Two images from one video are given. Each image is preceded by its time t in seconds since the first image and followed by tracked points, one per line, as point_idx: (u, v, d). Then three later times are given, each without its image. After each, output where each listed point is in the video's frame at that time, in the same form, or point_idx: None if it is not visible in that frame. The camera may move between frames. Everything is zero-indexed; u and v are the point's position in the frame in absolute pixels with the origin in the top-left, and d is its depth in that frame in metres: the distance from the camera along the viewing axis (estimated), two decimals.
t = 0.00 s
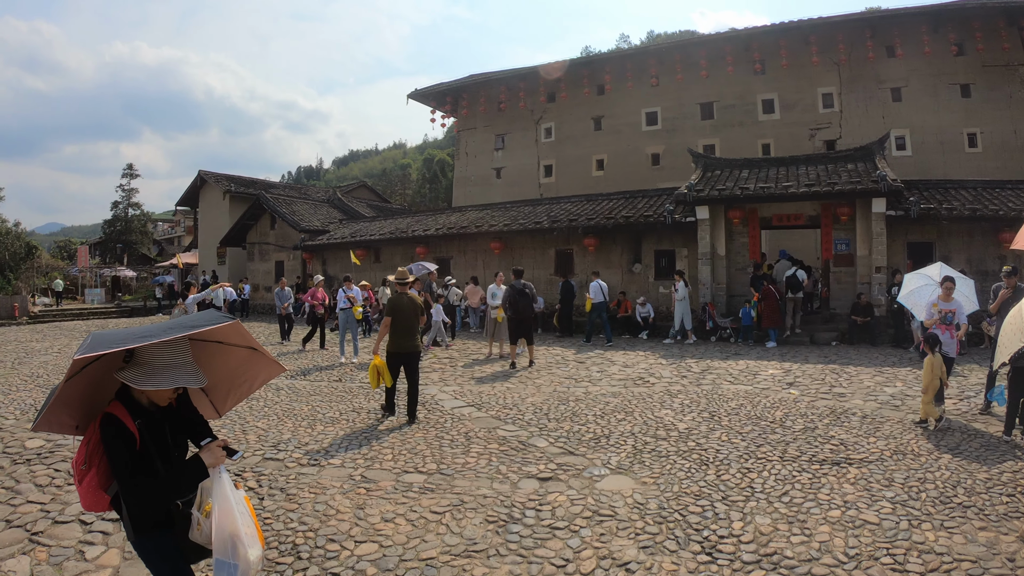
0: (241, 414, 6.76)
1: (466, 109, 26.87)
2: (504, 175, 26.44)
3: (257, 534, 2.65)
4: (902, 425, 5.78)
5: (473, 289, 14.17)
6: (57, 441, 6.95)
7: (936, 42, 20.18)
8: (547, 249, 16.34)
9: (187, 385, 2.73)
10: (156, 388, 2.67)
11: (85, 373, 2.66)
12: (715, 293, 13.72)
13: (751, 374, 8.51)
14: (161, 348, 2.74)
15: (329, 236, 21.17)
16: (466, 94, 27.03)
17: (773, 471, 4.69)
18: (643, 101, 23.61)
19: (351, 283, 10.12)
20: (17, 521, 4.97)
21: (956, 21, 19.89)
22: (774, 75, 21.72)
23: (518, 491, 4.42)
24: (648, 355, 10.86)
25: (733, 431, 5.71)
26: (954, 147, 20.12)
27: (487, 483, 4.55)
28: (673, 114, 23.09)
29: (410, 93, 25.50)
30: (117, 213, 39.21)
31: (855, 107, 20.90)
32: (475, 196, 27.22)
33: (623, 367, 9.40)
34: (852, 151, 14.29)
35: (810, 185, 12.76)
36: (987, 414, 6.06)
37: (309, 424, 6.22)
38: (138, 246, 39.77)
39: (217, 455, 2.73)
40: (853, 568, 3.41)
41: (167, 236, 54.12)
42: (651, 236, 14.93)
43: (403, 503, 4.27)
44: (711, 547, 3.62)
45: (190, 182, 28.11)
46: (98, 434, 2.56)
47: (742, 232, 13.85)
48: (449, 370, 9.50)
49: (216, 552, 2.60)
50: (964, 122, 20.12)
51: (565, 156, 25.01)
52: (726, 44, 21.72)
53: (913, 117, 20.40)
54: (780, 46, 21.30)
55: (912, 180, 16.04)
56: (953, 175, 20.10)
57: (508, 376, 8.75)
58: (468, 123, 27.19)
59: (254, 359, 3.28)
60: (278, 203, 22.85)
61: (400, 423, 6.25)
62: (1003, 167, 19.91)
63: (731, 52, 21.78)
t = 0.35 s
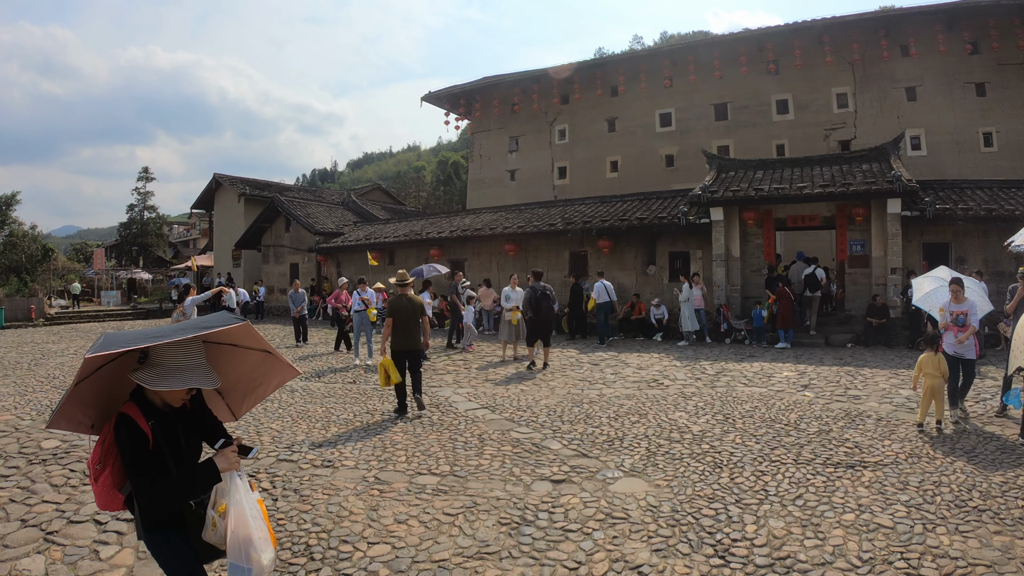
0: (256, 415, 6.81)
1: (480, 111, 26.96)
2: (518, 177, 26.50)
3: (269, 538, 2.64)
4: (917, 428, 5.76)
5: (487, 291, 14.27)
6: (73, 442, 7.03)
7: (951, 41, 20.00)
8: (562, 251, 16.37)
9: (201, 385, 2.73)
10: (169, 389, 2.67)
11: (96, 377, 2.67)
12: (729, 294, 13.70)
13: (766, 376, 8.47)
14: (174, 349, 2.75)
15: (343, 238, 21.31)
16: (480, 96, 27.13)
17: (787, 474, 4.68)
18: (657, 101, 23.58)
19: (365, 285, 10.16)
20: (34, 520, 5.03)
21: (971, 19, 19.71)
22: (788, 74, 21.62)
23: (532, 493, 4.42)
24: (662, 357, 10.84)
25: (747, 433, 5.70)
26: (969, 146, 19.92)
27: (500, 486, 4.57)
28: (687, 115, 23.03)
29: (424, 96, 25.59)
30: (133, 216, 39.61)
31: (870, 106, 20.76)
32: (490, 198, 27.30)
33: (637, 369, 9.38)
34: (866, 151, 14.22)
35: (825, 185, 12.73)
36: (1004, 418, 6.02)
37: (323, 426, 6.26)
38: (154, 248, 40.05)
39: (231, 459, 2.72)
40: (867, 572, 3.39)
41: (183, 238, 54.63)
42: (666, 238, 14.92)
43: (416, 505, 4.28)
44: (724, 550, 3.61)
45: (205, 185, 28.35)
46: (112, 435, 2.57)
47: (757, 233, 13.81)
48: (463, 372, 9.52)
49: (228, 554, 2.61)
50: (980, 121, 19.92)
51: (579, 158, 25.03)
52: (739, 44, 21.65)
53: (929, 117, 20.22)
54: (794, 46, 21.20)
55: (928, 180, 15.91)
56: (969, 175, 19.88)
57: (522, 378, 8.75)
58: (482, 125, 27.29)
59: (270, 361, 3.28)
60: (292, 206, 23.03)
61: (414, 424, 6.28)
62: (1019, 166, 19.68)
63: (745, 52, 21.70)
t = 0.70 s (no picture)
0: (268, 417, 6.85)
1: (491, 114, 27.02)
2: (531, 179, 26.55)
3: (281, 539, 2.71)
4: (932, 431, 5.75)
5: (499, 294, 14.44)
6: (86, 443, 7.09)
7: (962, 39, 19.84)
8: (574, 252, 16.37)
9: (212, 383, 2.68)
10: (180, 387, 2.62)
11: (107, 376, 2.66)
12: (742, 296, 13.69)
13: (779, 378, 8.45)
14: (184, 349, 2.68)
15: (356, 241, 21.42)
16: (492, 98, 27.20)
17: (800, 477, 4.67)
18: (668, 102, 23.56)
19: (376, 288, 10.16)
20: (47, 521, 5.07)
21: (983, 17, 19.55)
22: (800, 75, 21.53)
23: (544, 495, 4.43)
24: (675, 359, 10.83)
25: (759, 436, 5.68)
26: (982, 145, 19.76)
27: (512, 488, 4.58)
28: (699, 116, 23.01)
29: (436, 99, 25.70)
30: (147, 219, 39.93)
31: (882, 106, 20.64)
32: (503, 200, 27.36)
33: (650, 371, 9.37)
34: (879, 151, 14.14)
35: (838, 186, 12.69)
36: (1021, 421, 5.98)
37: (336, 428, 6.28)
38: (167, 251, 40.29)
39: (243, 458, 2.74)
40: None
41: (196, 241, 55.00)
42: (678, 239, 14.89)
43: (427, 507, 4.30)
44: (737, 553, 3.60)
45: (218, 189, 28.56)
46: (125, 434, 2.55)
47: (769, 234, 13.77)
48: (476, 374, 9.53)
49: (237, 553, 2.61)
50: (993, 120, 19.75)
51: (592, 159, 25.07)
52: (750, 44, 21.58)
53: (942, 116, 20.08)
54: (805, 46, 21.10)
55: (942, 180, 15.80)
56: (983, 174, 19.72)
57: (535, 380, 8.75)
58: (493, 127, 27.39)
59: (283, 363, 3.22)
60: (304, 208, 23.15)
61: (426, 427, 6.29)
62: None
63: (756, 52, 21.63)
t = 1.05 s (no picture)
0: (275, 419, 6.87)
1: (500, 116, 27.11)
2: (540, 181, 26.64)
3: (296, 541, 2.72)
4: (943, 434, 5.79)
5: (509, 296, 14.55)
6: (95, 445, 7.12)
7: (971, 38, 19.74)
8: (583, 255, 16.36)
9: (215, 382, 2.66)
10: (185, 385, 2.62)
11: (118, 378, 2.69)
12: (752, 297, 13.66)
13: (789, 380, 8.44)
14: (189, 348, 2.68)
15: (365, 244, 21.53)
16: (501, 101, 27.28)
17: (809, 479, 4.67)
18: (677, 104, 23.56)
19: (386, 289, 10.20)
20: (55, 522, 5.10)
21: (993, 16, 19.43)
22: (809, 75, 21.48)
23: (552, 498, 4.44)
24: (684, 361, 10.81)
25: (768, 438, 5.67)
26: (993, 145, 19.63)
27: (520, 490, 4.58)
28: (708, 117, 23.00)
29: (444, 101, 25.80)
30: (157, 222, 40.12)
31: (891, 105, 20.55)
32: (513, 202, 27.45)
33: (659, 373, 9.36)
34: (888, 151, 14.08)
35: (848, 187, 12.62)
36: None
37: (344, 430, 6.30)
38: (177, 254, 40.52)
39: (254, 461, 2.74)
40: None
41: (206, 244, 55.19)
42: (687, 241, 14.86)
43: (435, 509, 4.31)
44: (746, 557, 3.60)
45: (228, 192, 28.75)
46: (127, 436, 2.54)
47: (778, 235, 13.75)
48: (485, 376, 9.54)
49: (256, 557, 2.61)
50: (1003, 119, 19.63)
51: (601, 161, 25.12)
52: (757, 45, 21.54)
53: (951, 116, 19.99)
54: (814, 46, 21.04)
55: (952, 180, 15.72)
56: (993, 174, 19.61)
57: (545, 383, 8.76)
58: (503, 130, 27.49)
59: (290, 364, 3.19)
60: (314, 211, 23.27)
61: (435, 429, 6.30)
62: None
63: (765, 53, 21.58)
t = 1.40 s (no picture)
0: (282, 421, 6.89)
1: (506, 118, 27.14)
2: (546, 182, 26.69)
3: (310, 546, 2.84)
4: (952, 436, 5.81)
5: (517, 297, 14.62)
6: (102, 447, 7.15)
7: (977, 37, 19.62)
8: (590, 256, 16.36)
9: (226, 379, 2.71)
10: (195, 383, 2.63)
11: (120, 381, 2.67)
12: (759, 299, 13.72)
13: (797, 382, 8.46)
14: (189, 346, 2.67)
15: (373, 246, 21.62)
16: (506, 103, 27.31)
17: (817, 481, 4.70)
18: (683, 104, 23.56)
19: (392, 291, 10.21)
20: (63, 524, 5.13)
21: (999, 15, 19.33)
22: (815, 75, 21.43)
23: (559, 500, 4.44)
24: (691, 362, 10.80)
25: (776, 439, 5.69)
26: (1001, 144, 19.51)
27: (527, 492, 4.58)
28: (714, 118, 22.98)
29: (451, 103, 25.86)
30: (164, 225, 40.21)
31: (897, 105, 20.47)
32: (519, 204, 27.47)
33: (667, 375, 9.37)
34: (895, 151, 14.06)
35: (855, 187, 12.71)
36: None
37: (351, 432, 6.32)
38: (184, 256, 40.66)
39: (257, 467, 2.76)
40: None
41: (213, 247, 55.28)
42: (694, 242, 14.87)
43: (442, 511, 4.32)
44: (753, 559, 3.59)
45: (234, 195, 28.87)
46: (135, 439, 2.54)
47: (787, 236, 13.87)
48: (492, 378, 9.56)
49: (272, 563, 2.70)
50: (1011, 118, 19.52)
51: (607, 163, 25.13)
52: (763, 45, 21.50)
53: (958, 115, 19.90)
54: (819, 46, 21.00)
55: (959, 180, 15.66)
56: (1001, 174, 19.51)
57: (553, 385, 8.75)
58: (509, 132, 27.56)
59: (285, 345, 3.20)
60: (321, 213, 23.34)
61: (442, 431, 6.31)
62: None
63: (770, 53, 21.54)
